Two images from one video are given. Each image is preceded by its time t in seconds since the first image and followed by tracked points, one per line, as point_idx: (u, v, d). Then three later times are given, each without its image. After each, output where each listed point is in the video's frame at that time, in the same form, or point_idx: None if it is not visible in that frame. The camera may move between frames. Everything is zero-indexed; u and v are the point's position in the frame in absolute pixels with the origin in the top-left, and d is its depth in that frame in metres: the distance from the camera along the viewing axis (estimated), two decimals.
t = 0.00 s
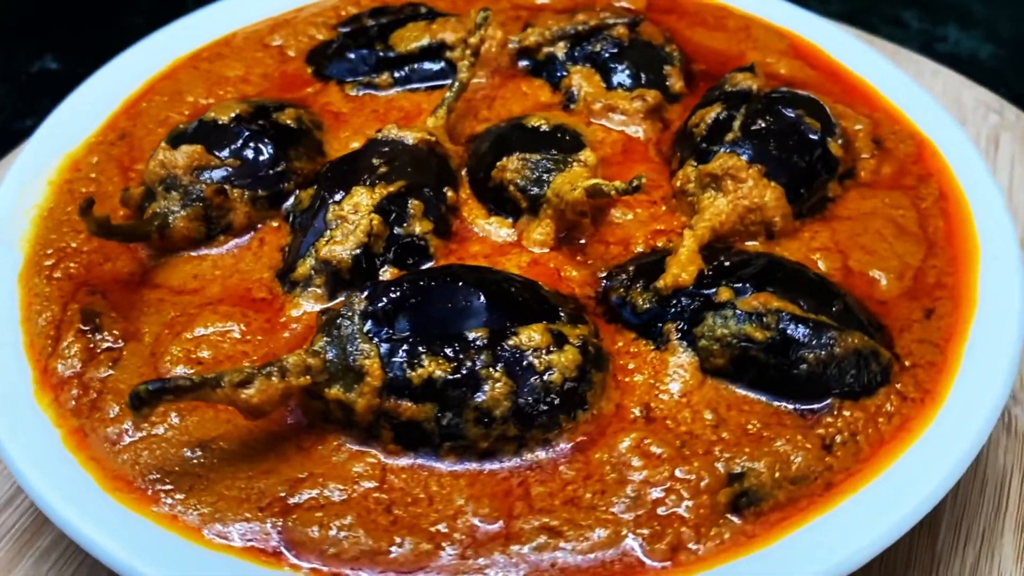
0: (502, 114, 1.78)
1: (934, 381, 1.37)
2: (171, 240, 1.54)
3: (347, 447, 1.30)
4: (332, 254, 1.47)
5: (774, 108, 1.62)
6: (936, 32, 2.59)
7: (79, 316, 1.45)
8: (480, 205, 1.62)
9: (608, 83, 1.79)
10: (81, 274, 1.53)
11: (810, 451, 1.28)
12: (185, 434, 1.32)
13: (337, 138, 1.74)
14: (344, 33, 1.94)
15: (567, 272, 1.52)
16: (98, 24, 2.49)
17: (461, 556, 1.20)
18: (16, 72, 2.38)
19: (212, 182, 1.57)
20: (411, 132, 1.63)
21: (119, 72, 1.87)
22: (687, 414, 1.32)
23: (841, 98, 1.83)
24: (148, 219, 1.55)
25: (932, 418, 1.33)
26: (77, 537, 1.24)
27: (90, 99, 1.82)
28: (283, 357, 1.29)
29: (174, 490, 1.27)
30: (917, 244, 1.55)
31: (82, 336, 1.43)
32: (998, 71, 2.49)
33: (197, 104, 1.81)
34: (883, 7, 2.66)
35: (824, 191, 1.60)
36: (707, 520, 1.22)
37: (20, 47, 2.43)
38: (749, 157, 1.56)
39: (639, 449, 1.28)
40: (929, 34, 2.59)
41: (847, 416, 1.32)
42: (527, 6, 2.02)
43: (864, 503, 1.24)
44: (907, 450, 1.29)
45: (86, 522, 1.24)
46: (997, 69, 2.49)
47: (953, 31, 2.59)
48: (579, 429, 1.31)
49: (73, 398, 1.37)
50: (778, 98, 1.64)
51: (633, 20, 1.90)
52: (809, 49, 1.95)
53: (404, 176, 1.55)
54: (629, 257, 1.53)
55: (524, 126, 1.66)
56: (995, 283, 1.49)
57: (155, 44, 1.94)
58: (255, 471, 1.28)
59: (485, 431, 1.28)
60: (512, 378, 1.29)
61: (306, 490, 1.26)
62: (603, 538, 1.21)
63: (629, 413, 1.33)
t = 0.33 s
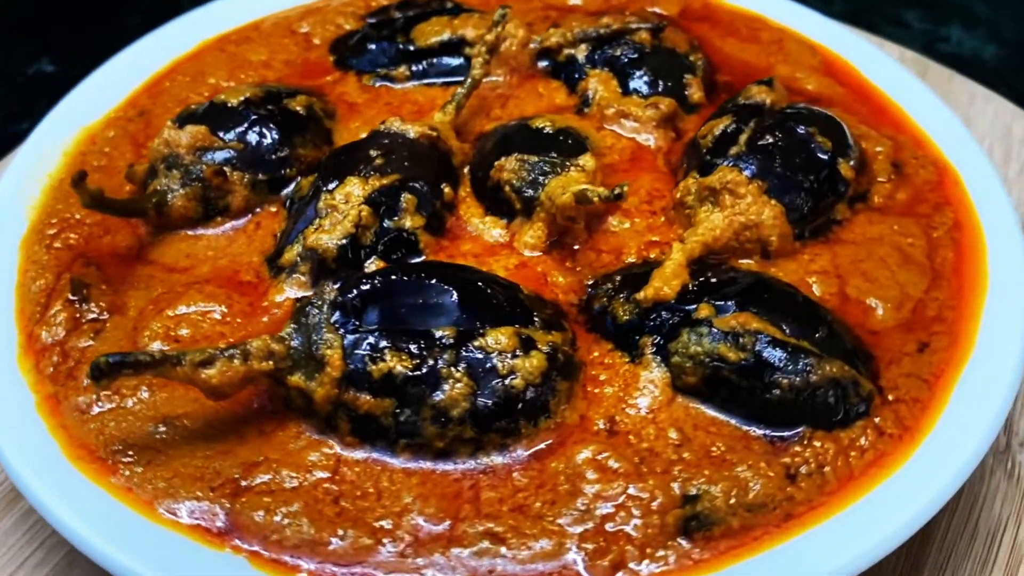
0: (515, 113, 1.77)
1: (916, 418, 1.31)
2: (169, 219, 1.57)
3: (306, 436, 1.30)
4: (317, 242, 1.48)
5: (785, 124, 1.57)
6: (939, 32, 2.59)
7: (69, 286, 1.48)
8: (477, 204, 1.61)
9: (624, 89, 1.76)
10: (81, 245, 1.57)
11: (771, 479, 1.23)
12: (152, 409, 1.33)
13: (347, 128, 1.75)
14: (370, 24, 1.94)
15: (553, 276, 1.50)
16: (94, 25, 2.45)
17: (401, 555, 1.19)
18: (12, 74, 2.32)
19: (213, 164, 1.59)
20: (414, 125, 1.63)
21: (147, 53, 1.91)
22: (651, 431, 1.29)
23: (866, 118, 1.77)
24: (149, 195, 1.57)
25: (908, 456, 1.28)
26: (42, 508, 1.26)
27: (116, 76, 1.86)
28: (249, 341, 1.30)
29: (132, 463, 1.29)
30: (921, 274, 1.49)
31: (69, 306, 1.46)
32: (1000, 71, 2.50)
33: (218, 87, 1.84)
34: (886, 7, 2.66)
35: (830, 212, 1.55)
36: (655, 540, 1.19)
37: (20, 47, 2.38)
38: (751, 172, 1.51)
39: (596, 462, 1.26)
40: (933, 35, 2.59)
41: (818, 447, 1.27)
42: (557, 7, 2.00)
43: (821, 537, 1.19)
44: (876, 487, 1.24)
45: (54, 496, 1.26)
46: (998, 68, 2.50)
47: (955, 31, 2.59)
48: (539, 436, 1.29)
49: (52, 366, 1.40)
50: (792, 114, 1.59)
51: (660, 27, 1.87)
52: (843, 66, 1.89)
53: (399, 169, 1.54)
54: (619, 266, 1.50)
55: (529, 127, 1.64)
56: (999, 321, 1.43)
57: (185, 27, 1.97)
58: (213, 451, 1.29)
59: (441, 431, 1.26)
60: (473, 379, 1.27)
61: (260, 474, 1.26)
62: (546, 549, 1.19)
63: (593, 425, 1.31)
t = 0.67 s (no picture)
0: (529, 113, 1.75)
1: (889, 455, 1.26)
2: (170, 196, 1.59)
3: (267, 419, 1.31)
4: (307, 230, 1.48)
5: (794, 141, 1.52)
6: (941, 31, 2.68)
7: (65, 254, 1.52)
8: (475, 203, 1.60)
9: (640, 95, 1.73)
10: (86, 216, 1.60)
11: (725, 504, 1.20)
12: (126, 381, 1.35)
13: (360, 117, 1.76)
14: (398, 15, 1.94)
15: (539, 281, 1.48)
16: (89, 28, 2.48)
17: (340, 547, 1.19)
18: (8, 76, 2.37)
19: (218, 144, 1.60)
20: (418, 119, 1.62)
21: (178, 33, 1.95)
22: (611, 444, 1.27)
23: (889, 140, 1.70)
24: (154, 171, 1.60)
25: (873, 495, 1.23)
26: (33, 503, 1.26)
27: (144, 54, 1.90)
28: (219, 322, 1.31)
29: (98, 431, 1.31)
30: (920, 307, 1.43)
31: (62, 275, 1.49)
32: (1010, 69, 2.58)
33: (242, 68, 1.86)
34: (889, 6, 2.75)
35: (832, 235, 1.50)
36: (597, 555, 1.17)
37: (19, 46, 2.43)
38: (750, 189, 1.47)
39: (550, 471, 1.24)
40: (936, 34, 2.68)
41: (781, 475, 1.23)
42: (589, 8, 1.98)
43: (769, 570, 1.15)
44: (834, 523, 1.20)
45: (40, 487, 1.26)
46: (1006, 68, 2.58)
47: (959, 30, 2.68)
48: (497, 440, 1.28)
49: (39, 332, 1.44)
50: (804, 131, 1.54)
51: (687, 34, 1.83)
52: (874, 85, 1.83)
53: (397, 162, 1.54)
54: (607, 275, 1.48)
55: (534, 129, 1.62)
56: (995, 362, 1.37)
57: (218, 10, 2.01)
58: (176, 427, 1.31)
59: (397, 427, 1.26)
60: (433, 377, 1.26)
61: (218, 454, 1.27)
62: (486, 555, 1.17)
63: (553, 433, 1.29)
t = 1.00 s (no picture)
0: (541, 114, 1.74)
1: (853, 490, 1.22)
2: (175, 173, 1.62)
3: (233, 401, 1.32)
4: (297, 216, 1.49)
5: (799, 160, 1.47)
6: (944, 32, 2.62)
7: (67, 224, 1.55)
8: (472, 201, 1.59)
9: (654, 103, 1.70)
10: (94, 188, 1.63)
11: (671, 525, 1.17)
12: (105, 351, 1.38)
13: (374, 108, 1.77)
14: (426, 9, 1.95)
15: (523, 284, 1.47)
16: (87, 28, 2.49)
17: (283, 533, 1.19)
18: (6, 76, 2.39)
19: (226, 126, 1.62)
20: (422, 114, 1.62)
21: (210, 13, 1.98)
22: (567, 454, 1.25)
23: (908, 166, 1.65)
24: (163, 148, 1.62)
25: (830, 529, 1.19)
26: (45, 522, 1.23)
27: (176, 33, 1.94)
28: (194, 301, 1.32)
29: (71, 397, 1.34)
30: (911, 339, 1.37)
31: (61, 244, 1.53)
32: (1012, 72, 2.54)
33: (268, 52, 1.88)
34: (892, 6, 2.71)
35: (828, 259, 1.45)
36: (535, 565, 1.16)
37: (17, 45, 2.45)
38: (745, 206, 1.44)
39: (501, 475, 1.23)
40: (939, 34, 2.63)
41: (735, 502, 1.20)
42: (620, 12, 1.96)
43: None
44: (784, 554, 1.16)
45: (49, 503, 1.23)
46: (1008, 69, 2.54)
47: (962, 30, 2.63)
48: (454, 440, 1.27)
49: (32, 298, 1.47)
50: (810, 150, 1.50)
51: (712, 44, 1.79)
52: (901, 107, 1.76)
53: (394, 155, 1.54)
54: (593, 282, 1.46)
55: (536, 130, 1.61)
56: (982, 402, 1.31)
57: None
58: (145, 400, 1.33)
59: (354, 418, 1.25)
60: (394, 372, 1.25)
61: (179, 430, 1.29)
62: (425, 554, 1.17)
63: (512, 438, 1.28)
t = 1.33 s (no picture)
0: (554, 117, 1.73)
1: (808, 522, 1.19)
2: (185, 152, 1.65)
3: (204, 378, 1.34)
4: (290, 202, 1.50)
5: (798, 180, 1.43)
6: (946, 32, 2.63)
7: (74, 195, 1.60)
8: (469, 199, 1.59)
9: (666, 113, 1.68)
10: (108, 162, 1.68)
11: (612, 539, 1.17)
12: (91, 321, 1.42)
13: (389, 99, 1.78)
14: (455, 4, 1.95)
15: (507, 285, 1.47)
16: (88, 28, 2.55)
17: (231, 512, 1.21)
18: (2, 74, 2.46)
19: (235, 109, 1.65)
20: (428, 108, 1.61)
21: None
22: (520, 459, 1.24)
23: (921, 194, 1.59)
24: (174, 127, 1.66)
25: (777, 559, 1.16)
26: (9, 481, 1.27)
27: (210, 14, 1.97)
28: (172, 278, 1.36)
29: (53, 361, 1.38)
30: (892, 372, 1.33)
31: (66, 214, 1.58)
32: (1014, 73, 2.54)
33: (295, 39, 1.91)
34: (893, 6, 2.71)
35: (818, 284, 1.41)
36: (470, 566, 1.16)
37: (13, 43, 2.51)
38: (735, 224, 1.41)
39: (450, 474, 1.23)
40: (940, 34, 2.63)
41: (682, 523, 1.18)
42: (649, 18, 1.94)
43: None
44: None
45: (15, 463, 1.27)
46: (1011, 69, 2.54)
47: (965, 30, 2.63)
48: (411, 435, 1.27)
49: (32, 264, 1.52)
50: (812, 170, 1.45)
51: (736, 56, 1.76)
52: (925, 132, 1.70)
53: (393, 147, 1.54)
54: (577, 289, 1.46)
55: (539, 132, 1.59)
56: (957, 442, 1.26)
57: None
58: (121, 370, 1.36)
59: (314, 406, 1.26)
60: (356, 363, 1.26)
61: (147, 403, 1.32)
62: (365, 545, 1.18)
63: (469, 439, 1.27)
